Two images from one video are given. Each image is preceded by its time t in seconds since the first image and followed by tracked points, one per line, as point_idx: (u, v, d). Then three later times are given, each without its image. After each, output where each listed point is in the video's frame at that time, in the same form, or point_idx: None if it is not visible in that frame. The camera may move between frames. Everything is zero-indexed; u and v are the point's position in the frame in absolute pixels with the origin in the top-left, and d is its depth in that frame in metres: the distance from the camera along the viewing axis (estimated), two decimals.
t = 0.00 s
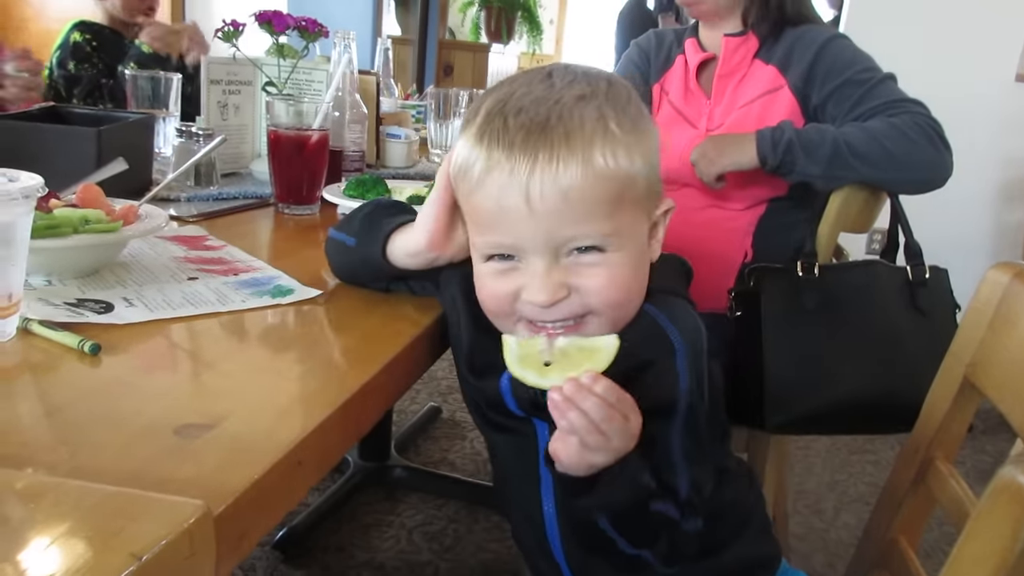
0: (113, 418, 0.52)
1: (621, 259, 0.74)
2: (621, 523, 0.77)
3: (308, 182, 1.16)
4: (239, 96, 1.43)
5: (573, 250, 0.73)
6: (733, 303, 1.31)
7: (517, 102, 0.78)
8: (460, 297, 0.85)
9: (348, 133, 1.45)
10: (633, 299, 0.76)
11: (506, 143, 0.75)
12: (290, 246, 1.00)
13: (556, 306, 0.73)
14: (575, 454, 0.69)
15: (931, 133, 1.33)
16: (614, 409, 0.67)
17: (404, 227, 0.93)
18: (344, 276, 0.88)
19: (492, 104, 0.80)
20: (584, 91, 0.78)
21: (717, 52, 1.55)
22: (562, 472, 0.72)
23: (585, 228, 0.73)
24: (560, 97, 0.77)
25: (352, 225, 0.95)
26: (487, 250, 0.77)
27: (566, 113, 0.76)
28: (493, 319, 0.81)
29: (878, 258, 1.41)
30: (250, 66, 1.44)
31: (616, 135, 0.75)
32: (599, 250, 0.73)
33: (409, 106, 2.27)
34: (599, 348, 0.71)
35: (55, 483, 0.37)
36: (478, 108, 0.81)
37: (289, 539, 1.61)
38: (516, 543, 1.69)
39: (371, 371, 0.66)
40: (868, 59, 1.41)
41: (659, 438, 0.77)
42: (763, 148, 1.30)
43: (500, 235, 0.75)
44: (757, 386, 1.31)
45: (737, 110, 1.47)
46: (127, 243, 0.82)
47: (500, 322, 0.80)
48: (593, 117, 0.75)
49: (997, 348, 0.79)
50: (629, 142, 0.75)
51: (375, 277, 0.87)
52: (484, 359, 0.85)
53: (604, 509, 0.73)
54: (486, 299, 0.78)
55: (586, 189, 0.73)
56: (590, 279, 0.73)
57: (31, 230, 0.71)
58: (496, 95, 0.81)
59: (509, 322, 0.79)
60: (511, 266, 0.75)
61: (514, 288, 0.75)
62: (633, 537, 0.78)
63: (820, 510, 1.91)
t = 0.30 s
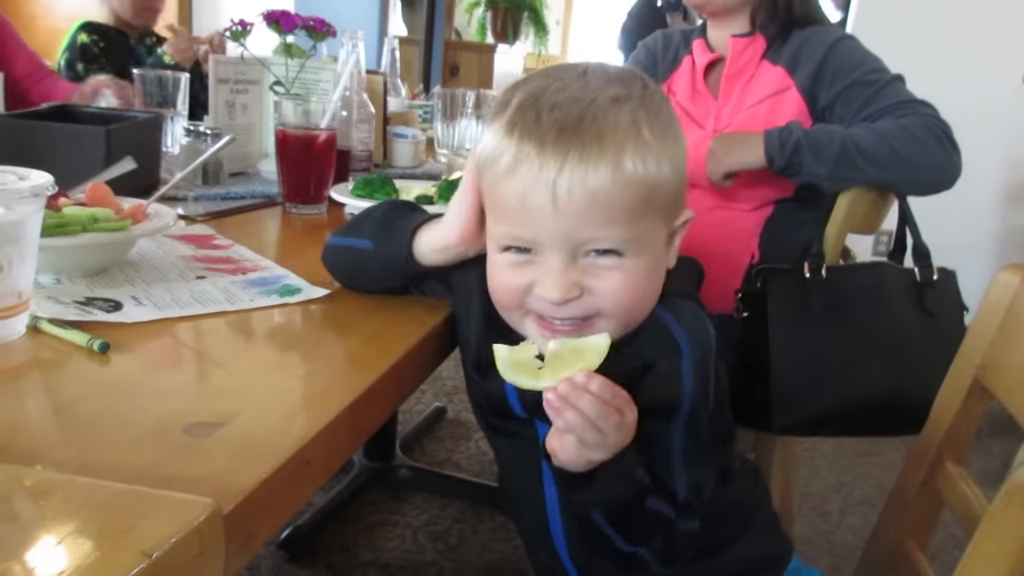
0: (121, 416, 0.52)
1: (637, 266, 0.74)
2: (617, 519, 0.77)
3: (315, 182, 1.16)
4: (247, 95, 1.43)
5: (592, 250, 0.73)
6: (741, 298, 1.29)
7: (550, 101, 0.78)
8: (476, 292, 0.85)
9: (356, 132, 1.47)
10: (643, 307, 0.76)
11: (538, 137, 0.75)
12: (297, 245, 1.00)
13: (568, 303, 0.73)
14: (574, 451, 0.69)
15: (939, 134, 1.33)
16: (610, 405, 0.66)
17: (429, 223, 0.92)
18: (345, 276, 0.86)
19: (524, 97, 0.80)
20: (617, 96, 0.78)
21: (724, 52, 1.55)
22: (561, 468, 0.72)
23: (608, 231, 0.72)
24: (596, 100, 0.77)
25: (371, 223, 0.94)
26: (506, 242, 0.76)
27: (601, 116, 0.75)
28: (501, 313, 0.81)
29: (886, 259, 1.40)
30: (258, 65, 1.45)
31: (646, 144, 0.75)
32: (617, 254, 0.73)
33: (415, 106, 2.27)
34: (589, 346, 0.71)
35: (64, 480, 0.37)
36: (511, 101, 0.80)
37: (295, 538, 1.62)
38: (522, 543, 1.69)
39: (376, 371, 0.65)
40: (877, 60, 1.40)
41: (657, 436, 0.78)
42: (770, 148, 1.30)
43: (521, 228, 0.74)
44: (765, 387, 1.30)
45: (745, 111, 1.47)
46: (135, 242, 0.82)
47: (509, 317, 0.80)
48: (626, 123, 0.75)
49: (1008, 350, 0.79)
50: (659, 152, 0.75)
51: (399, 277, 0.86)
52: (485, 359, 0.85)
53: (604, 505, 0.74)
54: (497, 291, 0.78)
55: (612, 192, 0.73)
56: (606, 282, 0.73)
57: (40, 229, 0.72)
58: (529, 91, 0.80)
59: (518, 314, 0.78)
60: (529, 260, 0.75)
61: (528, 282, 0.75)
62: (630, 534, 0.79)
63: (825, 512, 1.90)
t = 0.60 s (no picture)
0: (123, 418, 0.52)
1: (708, 253, 0.76)
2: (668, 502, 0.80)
3: (316, 184, 1.16)
4: (247, 98, 1.44)
5: (666, 231, 0.75)
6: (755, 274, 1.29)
7: (633, 82, 0.79)
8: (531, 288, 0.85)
9: (356, 133, 1.46)
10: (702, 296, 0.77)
11: (624, 115, 0.76)
12: (297, 247, 1.00)
13: (640, 280, 0.73)
14: (662, 426, 0.72)
15: (941, 131, 1.33)
16: (701, 380, 0.68)
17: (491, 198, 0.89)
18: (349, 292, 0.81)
19: (603, 77, 0.81)
20: (698, 84, 0.80)
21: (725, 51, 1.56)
22: (644, 445, 0.75)
23: (687, 212, 0.74)
24: (678, 84, 0.79)
25: (419, 216, 0.90)
26: (579, 217, 0.76)
27: (686, 102, 0.77)
28: (551, 294, 0.81)
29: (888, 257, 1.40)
30: (258, 67, 1.45)
31: (725, 133, 0.77)
32: (690, 237, 0.75)
33: (416, 106, 2.27)
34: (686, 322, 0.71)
35: (65, 483, 0.37)
36: (587, 82, 0.81)
37: (299, 539, 1.62)
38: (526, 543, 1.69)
39: (377, 371, 0.65)
40: (878, 57, 1.40)
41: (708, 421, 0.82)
42: (772, 146, 1.28)
43: (599, 202, 0.75)
44: (768, 386, 1.30)
45: (745, 109, 1.48)
46: (136, 245, 0.82)
47: (562, 298, 0.79)
48: (707, 110, 0.77)
49: (1011, 346, 0.79)
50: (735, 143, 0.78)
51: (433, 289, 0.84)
52: (525, 352, 0.83)
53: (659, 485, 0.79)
54: (558, 268, 0.77)
55: (695, 174, 0.74)
56: (677, 263, 0.74)
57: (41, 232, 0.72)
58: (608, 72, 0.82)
59: (575, 294, 0.78)
60: (600, 236, 0.75)
61: (597, 256, 0.75)
62: (688, 517, 0.81)
63: (829, 510, 1.90)
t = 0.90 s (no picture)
0: (124, 415, 0.52)
1: (729, 224, 0.78)
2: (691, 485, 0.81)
3: (317, 180, 1.16)
4: (248, 93, 1.44)
5: (693, 206, 0.76)
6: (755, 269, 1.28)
7: (641, 65, 0.81)
8: (556, 285, 0.85)
9: (355, 129, 1.45)
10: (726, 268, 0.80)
11: (641, 96, 0.77)
12: (298, 243, 1.00)
13: (675, 257, 0.75)
14: (692, 401, 0.72)
15: (945, 127, 1.32)
16: (732, 352, 0.70)
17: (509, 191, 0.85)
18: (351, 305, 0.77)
19: (609, 63, 0.82)
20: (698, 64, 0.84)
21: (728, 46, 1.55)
22: (672, 421, 0.75)
23: (712, 185, 0.76)
24: (684, 64, 0.82)
25: (436, 211, 0.85)
26: (605, 201, 0.77)
27: (694, 80, 0.80)
28: (576, 281, 0.81)
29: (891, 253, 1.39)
30: (258, 62, 1.45)
31: (735, 106, 0.80)
32: (715, 210, 0.77)
33: (417, 102, 2.27)
34: (718, 293, 0.73)
35: (65, 481, 0.37)
36: (591, 68, 0.82)
37: (301, 536, 1.62)
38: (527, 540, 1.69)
39: (377, 369, 0.65)
40: (881, 52, 1.39)
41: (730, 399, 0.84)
42: (775, 141, 1.26)
43: (626, 183, 0.76)
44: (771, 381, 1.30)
45: (747, 104, 1.47)
46: (137, 241, 0.82)
47: (591, 286, 0.79)
48: (716, 86, 0.80)
49: (1016, 342, 0.79)
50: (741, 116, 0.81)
51: (446, 297, 0.81)
52: (547, 348, 0.84)
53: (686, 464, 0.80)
54: (588, 254, 0.78)
55: (717, 148, 0.77)
56: (707, 237, 0.76)
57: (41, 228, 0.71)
58: (611, 58, 0.83)
59: (607, 280, 0.78)
60: (629, 218, 0.76)
61: (630, 238, 0.76)
62: (715, 496, 0.83)
63: (831, 507, 1.90)
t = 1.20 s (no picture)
0: (125, 412, 0.52)
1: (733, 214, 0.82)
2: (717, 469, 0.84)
3: (318, 177, 1.16)
4: (249, 90, 1.44)
5: (704, 194, 0.79)
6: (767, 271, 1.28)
7: (645, 60, 0.84)
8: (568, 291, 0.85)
9: (358, 126, 1.45)
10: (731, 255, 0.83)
11: (655, 88, 0.80)
12: (299, 240, 1.00)
13: (693, 243, 0.77)
14: (738, 365, 0.78)
15: (947, 126, 1.32)
16: (770, 314, 0.76)
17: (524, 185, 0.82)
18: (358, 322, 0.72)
19: (613, 58, 0.84)
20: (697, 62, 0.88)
21: (730, 44, 1.55)
22: (714, 394, 0.80)
23: (722, 174, 0.80)
24: (683, 61, 0.86)
25: (452, 210, 0.80)
26: (623, 190, 0.78)
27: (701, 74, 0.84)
28: (588, 273, 0.81)
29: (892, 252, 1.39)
30: (260, 60, 1.44)
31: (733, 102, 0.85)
32: (723, 199, 0.81)
33: (418, 100, 2.27)
34: (754, 257, 0.77)
35: (66, 477, 0.37)
36: (598, 63, 0.84)
37: (301, 533, 1.62)
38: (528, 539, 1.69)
39: (377, 368, 0.65)
40: (883, 52, 1.39)
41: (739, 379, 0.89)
42: (776, 140, 1.27)
43: (645, 171, 0.78)
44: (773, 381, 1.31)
45: (749, 102, 1.47)
46: (138, 238, 0.82)
47: (605, 277, 0.80)
48: (715, 82, 0.85)
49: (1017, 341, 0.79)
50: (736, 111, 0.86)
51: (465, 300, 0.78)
52: (565, 353, 0.83)
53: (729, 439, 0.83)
54: (604, 244, 0.78)
55: (727, 138, 0.81)
56: (719, 224, 0.79)
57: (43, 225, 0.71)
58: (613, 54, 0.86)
59: (624, 270, 0.78)
60: (645, 207, 0.78)
61: (651, 226, 0.77)
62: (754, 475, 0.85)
63: (831, 506, 1.89)
